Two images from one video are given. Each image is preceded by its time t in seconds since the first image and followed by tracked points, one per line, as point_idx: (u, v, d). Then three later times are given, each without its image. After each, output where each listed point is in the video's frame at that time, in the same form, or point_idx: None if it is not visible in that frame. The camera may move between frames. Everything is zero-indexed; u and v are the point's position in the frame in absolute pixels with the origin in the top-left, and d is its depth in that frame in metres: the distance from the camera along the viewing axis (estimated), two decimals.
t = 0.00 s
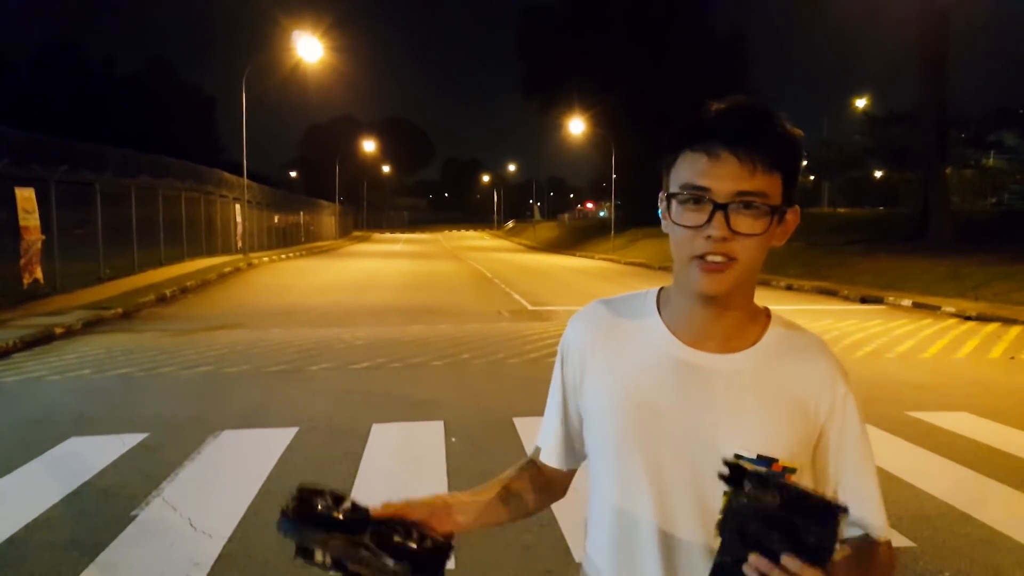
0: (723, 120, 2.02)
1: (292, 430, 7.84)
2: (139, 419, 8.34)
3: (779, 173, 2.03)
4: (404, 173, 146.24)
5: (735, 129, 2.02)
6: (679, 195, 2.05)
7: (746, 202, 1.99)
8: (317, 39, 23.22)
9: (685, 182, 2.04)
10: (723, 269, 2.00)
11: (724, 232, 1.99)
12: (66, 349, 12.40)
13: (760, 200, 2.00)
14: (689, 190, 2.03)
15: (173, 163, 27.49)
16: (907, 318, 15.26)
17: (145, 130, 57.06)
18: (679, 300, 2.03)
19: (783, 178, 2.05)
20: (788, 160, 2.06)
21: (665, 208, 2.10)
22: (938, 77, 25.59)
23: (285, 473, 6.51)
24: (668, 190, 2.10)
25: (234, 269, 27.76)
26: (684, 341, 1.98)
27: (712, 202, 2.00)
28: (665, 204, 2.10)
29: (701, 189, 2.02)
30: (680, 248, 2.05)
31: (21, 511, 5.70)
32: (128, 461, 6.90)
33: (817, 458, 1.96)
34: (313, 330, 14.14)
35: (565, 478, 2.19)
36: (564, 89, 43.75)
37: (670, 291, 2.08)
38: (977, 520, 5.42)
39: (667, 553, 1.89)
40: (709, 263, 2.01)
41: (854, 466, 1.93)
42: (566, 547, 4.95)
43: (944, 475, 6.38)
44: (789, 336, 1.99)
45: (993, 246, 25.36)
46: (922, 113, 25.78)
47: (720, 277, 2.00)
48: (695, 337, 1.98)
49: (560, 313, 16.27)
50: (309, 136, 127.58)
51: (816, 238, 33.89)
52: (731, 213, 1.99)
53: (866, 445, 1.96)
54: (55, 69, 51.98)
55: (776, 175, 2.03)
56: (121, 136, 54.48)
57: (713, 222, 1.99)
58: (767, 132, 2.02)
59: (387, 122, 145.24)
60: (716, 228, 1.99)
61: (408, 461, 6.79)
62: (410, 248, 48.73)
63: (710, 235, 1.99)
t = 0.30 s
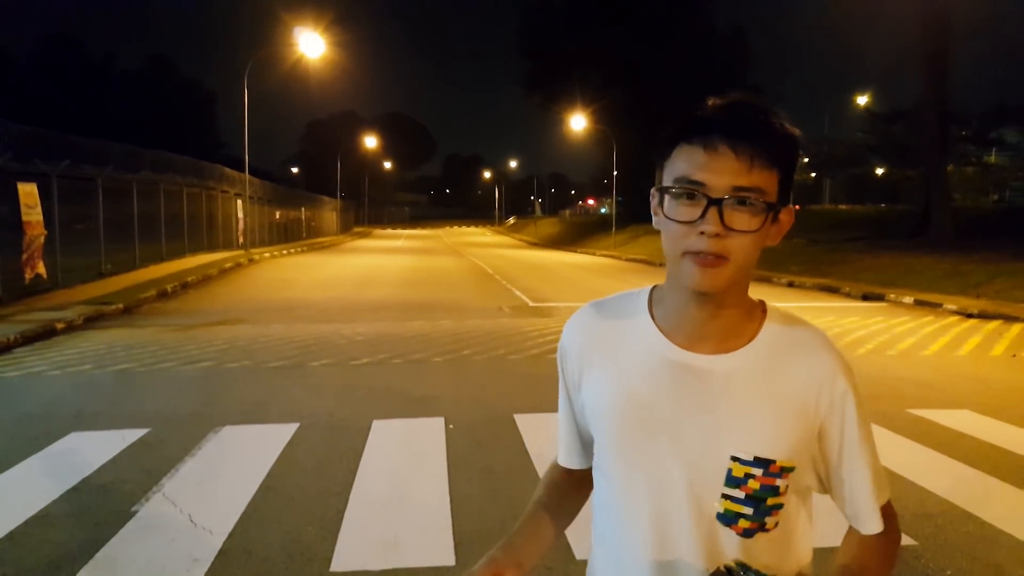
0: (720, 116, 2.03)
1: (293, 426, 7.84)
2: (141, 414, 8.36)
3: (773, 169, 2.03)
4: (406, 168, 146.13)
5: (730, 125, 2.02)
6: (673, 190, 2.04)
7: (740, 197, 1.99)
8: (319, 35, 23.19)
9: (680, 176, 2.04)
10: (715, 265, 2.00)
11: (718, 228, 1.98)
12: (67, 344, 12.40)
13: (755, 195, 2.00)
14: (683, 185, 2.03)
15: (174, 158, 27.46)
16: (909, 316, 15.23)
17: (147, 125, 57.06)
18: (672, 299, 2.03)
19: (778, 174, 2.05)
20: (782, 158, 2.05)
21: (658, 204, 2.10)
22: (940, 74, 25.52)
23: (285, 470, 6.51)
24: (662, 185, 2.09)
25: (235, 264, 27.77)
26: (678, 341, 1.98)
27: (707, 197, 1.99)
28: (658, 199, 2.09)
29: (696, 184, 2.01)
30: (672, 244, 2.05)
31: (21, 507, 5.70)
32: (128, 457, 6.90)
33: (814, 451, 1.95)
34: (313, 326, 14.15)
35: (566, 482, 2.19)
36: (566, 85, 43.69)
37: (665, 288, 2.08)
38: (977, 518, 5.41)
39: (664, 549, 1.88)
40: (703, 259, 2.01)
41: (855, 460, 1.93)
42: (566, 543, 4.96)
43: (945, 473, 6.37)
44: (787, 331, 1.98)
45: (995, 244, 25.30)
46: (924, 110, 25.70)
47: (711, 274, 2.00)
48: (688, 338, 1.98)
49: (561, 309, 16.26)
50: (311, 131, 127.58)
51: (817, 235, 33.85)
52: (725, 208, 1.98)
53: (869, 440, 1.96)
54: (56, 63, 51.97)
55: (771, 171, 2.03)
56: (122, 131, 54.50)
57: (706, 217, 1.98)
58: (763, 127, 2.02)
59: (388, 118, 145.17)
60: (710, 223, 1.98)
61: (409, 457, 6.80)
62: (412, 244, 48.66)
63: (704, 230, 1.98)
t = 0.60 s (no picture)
0: (715, 118, 2.03)
1: (292, 427, 7.84)
2: (140, 414, 8.37)
3: (770, 171, 2.04)
4: (407, 169, 146.20)
5: (725, 126, 2.02)
6: (669, 191, 2.05)
7: (735, 200, 1.99)
8: (320, 37, 23.21)
9: (676, 177, 2.04)
10: (711, 267, 2.00)
11: (713, 229, 1.99)
12: (67, 344, 12.41)
13: (750, 198, 2.00)
14: (679, 185, 2.03)
15: (174, 159, 27.48)
16: (909, 317, 15.24)
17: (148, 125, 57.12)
18: (670, 299, 2.03)
19: (774, 177, 2.05)
20: (778, 160, 2.06)
21: (655, 206, 2.10)
22: (940, 76, 25.55)
23: (284, 471, 6.50)
24: (658, 187, 2.10)
25: (236, 264, 27.80)
26: (674, 342, 1.98)
27: (702, 198, 2.00)
28: (654, 201, 2.09)
29: (692, 185, 2.02)
30: (668, 245, 2.05)
31: (20, 507, 5.70)
32: (128, 458, 6.89)
33: (810, 452, 1.95)
34: (314, 327, 14.16)
35: (565, 486, 2.19)
36: (567, 86, 43.73)
37: (661, 290, 2.08)
38: (978, 521, 5.41)
39: (661, 549, 1.88)
40: (698, 260, 2.01)
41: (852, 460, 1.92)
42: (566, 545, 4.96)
43: (945, 475, 6.37)
44: (784, 332, 1.98)
45: (994, 245, 25.32)
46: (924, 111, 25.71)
47: (706, 275, 2.01)
48: (685, 339, 1.98)
49: (561, 311, 16.26)
50: (311, 132, 127.75)
51: (817, 237, 33.89)
52: (721, 209, 1.99)
53: (866, 442, 1.95)
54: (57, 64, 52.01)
55: (767, 174, 2.04)
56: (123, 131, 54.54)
57: (702, 218, 1.99)
58: (759, 129, 2.02)
59: (389, 119, 145.39)
60: (705, 224, 1.98)
61: (408, 458, 6.80)
62: (413, 245, 48.61)
63: (699, 231, 1.98)
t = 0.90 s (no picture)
0: (711, 128, 2.04)
1: (293, 431, 7.84)
2: (142, 418, 8.39)
3: (763, 181, 2.04)
4: (409, 174, 146.30)
5: (719, 136, 2.03)
6: (663, 197, 2.04)
7: (728, 207, 1.99)
8: (322, 41, 23.26)
9: (670, 184, 2.04)
10: (702, 273, 2.00)
11: (705, 235, 1.99)
12: (69, 348, 12.40)
13: (742, 205, 2.00)
14: (673, 192, 2.03)
15: (177, 163, 27.51)
16: (910, 324, 15.22)
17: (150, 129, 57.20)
18: (662, 304, 2.04)
19: (767, 186, 2.06)
20: (771, 169, 2.06)
21: (648, 212, 2.09)
22: (942, 83, 25.58)
23: (285, 475, 6.50)
24: (652, 193, 2.10)
25: (238, 269, 27.82)
26: (667, 345, 1.99)
27: (696, 204, 2.00)
28: (649, 207, 2.09)
29: (687, 191, 2.01)
30: (661, 249, 2.04)
31: (21, 511, 5.70)
32: (128, 462, 6.89)
33: (802, 455, 1.95)
34: (315, 332, 14.16)
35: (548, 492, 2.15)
36: (569, 92, 43.81)
37: (654, 295, 2.08)
38: (978, 527, 5.40)
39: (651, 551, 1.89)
40: (689, 265, 2.01)
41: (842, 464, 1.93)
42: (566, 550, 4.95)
43: (945, 482, 6.35)
44: (775, 335, 2.00)
45: (996, 252, 25.30)
46: (925, 118, 25.73)
47: (697, 280, 2.00)
48: (677, 342, 2.00)
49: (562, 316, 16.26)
50: (314, 137, 127.91)
51: (818, 243, 33.88)
52: (713, 216, 1.99)
53: (859, 445, 1.96)
54: (60, 69, 52.10)
55: (760, 183, 2.04)
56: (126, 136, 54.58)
57: (694, 224, 1.99)
58: (752, 138, 2.03)
59: (392, 124, 145.55)
60: (697, 230, 1.98)
61: (408, 463, 6.80)
62: (414, 250, 48.60)
63: (691, 236, 1.99)
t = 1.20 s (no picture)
0: (695, 129, 2.05)
1: (294, 437, 7.84)
2: (144, 424, 8.38)
3: (746, 178, 2.04)
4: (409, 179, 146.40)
5: (702, 136, 2.03)
6: (647, 197, 2.04)
7: (711, 204, 1.99)
8: (323, 47, 23.30)
9: (654, 183, 2.04)
10: (686, 271, 2.01)
11: (689, 233, 1.99)
12: (70, 354, 12.40)
13: (725, 203, 2.01)
14: (656, 192, 2.03)
15: (178, 170, 27.55)
16: (912, 328, 15.21)
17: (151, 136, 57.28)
18: (650, 303, 2.04)
19: (750, 185, 2.06)
20: (755, 168, 2.07)
21: (634, 212, 2.10)
22: (943, 87, 25.58)
23: (286, 481, 6.50)
24: (636, 193, 2.10)
25: (239, 275, 27.83)
26: (656, 344, 1.99)
27: (679, 202, 2.00)
28: (634, 208, 2.09)
29: (669, 190, 2.02)
30: (646, 248, 2.05)
31: (23, 518, 5.69)
32: (130, 468, 6.88)
33: (795, 454, 1.94)
34: (316, 337, 14.17)
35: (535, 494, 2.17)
36: (570, 96, 43.84)
37: (640, 294, 2.08)
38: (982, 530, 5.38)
39: (646, 549, 1.88)
40: (673, 263, 2.02)
41: (835, 463, 1.90)
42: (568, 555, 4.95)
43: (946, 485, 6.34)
44: (760, 333, 2.00)
45: (998, 255, 25.27)
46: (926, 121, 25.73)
47: (682, 276, 2.01)
48: (664, 340, 2.00)
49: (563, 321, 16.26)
50: (315, 142, 128.01)
51: (820, 247, 33.88)
52: (696, 214, 1.99)
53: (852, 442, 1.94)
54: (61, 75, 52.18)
55: (744, 181, 2.04)
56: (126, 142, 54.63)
57: (678, 222, 1.99)
58: (734, 138, 2.03)
59: (393, 129, 145.70)
60: (681, 228, 1.99)
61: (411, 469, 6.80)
62: (415, 255, 48.62)
63: (676, 234, 1.99)
